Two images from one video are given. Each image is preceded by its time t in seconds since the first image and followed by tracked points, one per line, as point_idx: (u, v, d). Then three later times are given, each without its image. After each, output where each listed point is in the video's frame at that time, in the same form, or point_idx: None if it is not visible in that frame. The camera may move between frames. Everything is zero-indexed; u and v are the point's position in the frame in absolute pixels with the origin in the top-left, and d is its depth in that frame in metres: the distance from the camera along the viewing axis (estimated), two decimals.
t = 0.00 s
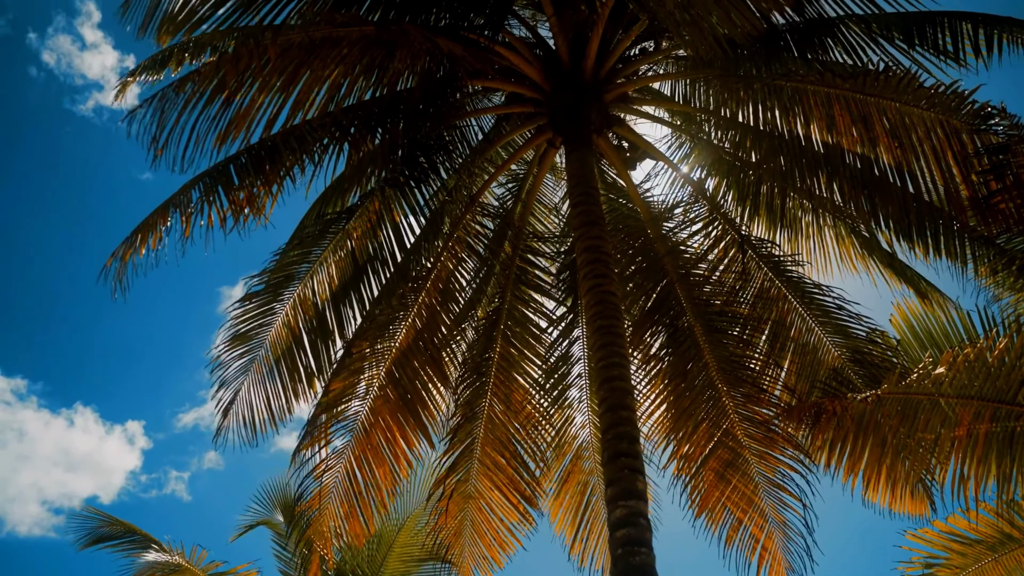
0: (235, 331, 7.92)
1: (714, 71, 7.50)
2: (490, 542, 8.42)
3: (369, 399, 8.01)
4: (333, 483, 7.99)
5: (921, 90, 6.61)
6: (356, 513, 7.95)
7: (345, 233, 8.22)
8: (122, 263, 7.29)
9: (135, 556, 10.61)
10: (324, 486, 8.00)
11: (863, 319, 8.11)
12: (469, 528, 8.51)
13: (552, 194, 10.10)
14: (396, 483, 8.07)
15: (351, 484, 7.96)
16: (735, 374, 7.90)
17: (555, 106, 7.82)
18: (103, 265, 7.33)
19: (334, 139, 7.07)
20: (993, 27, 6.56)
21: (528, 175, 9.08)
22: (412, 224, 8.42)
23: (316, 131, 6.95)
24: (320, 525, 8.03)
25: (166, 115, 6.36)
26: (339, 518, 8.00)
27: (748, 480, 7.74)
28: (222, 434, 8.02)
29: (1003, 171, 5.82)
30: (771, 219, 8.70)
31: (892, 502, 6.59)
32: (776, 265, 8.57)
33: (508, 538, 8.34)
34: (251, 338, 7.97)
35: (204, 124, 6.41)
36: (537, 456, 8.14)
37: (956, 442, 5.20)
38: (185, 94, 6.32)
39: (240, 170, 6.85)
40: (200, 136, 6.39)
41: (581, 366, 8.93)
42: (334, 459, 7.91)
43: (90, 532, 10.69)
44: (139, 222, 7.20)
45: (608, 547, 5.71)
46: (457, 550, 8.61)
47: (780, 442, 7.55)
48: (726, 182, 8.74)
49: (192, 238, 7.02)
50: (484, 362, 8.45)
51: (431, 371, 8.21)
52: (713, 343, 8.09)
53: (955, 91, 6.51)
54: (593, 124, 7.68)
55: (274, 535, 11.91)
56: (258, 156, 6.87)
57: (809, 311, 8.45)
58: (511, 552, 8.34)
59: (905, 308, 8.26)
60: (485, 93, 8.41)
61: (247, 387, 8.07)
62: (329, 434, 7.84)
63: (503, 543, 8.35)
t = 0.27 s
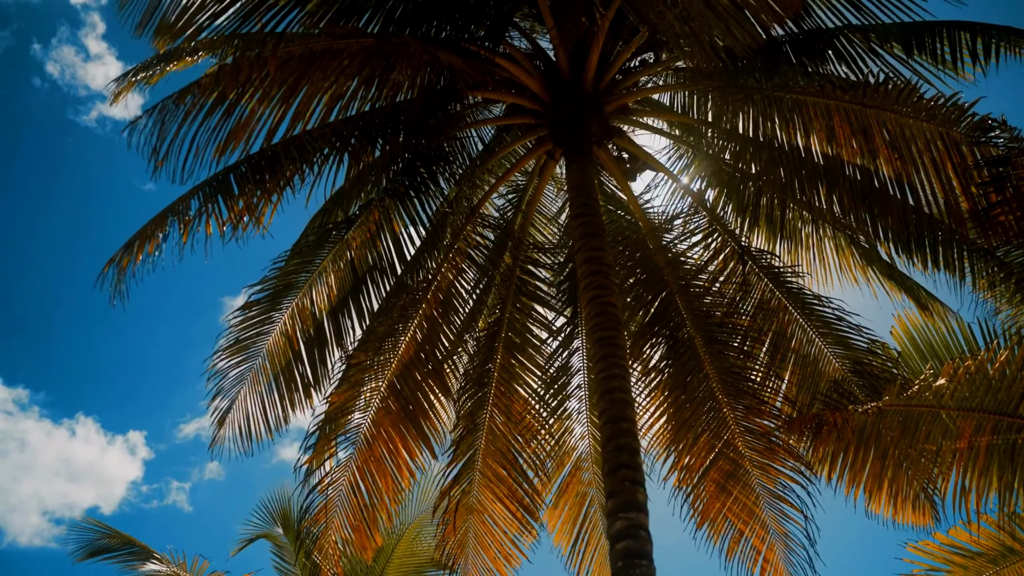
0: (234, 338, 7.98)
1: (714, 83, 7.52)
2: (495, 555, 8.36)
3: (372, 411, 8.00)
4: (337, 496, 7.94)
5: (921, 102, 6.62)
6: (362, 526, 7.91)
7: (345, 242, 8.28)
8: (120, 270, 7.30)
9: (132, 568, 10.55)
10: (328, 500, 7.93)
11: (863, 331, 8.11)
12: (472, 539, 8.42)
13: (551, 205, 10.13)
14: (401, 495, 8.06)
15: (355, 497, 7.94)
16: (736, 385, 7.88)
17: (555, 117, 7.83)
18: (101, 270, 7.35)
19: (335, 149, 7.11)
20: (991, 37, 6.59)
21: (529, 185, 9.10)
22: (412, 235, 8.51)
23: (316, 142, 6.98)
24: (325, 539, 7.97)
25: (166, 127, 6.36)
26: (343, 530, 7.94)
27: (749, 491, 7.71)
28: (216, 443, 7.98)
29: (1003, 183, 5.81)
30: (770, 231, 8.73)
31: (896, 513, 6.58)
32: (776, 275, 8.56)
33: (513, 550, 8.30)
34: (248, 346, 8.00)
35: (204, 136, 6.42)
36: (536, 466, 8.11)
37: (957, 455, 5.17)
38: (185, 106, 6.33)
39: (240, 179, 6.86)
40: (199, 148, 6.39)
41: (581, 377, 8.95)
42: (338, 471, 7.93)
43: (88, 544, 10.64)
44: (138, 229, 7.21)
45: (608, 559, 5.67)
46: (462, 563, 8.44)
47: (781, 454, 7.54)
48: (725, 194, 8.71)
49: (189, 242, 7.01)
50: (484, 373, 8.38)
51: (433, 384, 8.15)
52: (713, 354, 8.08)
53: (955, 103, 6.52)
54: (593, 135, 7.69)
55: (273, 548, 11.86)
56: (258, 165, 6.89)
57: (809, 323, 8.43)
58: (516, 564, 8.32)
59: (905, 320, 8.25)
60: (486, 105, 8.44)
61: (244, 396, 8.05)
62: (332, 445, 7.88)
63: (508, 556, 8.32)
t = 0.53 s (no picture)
0: (233, 345, 7.96)
1: (713, 90, 7.54)
2: (493, 564, 8.22)
3: (371, 418, 8.00)
4: (337, 504, 7.88)
5: (918, 109, 6.68)
6: (362, 534, 7.84)
7: (343, 249, 8.22)
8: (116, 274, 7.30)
9: None
10: (327, 508, 7.88)
11: (863, 338, 8.11)
12: (470, 548, 8.34)
13: (550, 212, 10.15)
14: (399, 503, 8.00)
15: (355, 506, 7.87)
16: (736, 393, 7.87)
17: (555, 125, 7.85)
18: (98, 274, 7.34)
19: (335, 156, 7.13)
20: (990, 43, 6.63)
21: (528, 194, 9.10)
22: (412, 242, 8.54)
23: (316, 149, 7.00)
24: (324, 547, 7.94)
25: (164, 136, 6.31)
26: (342, 539, 7.88)
27: (749, 499, 7.68)
28: (217, 451, 7.97)
29: (1001, 192, 5.82)
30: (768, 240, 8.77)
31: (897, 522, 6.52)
32: (776, 283, 8.61)
33: (511, 560, 8.14)
34: (248, 353, 7.98)
35: (202, 144, 6.41)
36: (533, 474, 8.12)
37: (958, 463, 5.15)
38: (184, 115, 6.27)
39: (239, 185, 6.85)
40: (197, 156, 6.40)
41: (580, 385, 8.84)
42: (337, 479, 7.86)
43: (87, 553, 10.62)
44: (135, 234, 7.20)
45: (608, 568, 5.64)
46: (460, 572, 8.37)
47: (782, 461, 7.50)
48: (724, 200, 8.54)
49: (187, 243, 6.99)
50: (484, 381, 8.42)
51: (433, 394, 8.14)
52: (713, 362, 8.09)
53: (953, 111, 6.56)
54: (592, 142, 7.70)
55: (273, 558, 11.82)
56: (258, 172, 6.89)
57: (809, 331, 8.46)
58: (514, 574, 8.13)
59: (905, 327, 8.24)
60: (486, 112, 8.47)
61: (245, 404, 8.07)
62: (331, 454, 7.81)
63: (506, 566, 8.15)
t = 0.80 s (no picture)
0: (237, 354, 7.92)
1: (713, 101, 7.57)
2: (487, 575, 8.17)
3: (368, 428, 7.94)
4: (332, 513, 7.84)
5: (918, 122, 6.70)
6: (356, 544, 7.73)
7: (345, 259, 8.24)
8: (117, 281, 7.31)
9: None
10: (322, 516, 7.84)
11: (865, 349, 8.08)
12: (466, 559, 8.24)
13: (549, 222, 10.14)
14: (395, 514, 7.90)
15: (351, 516, 7.81)
16: (736, 404, 7.88)
17: (556, 135, 7.86)
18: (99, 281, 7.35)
19: (336, 166, 7.15)
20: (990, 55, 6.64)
21: (528, 204, 9.10)
22: (411, 253, 8.49)
23: (317, 158, 7.02)
24: (317, 555, 7.78)
25: (162, 145, 6.34)
26: (337, 549, 7.77)
27: (749, 512, 7.64)
28: (217, 461, 7.91)
29: (1001, 204, 5.81)
30: (768, 250, 8.79)
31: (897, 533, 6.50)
32: (776, 294, 8.56)
33: (506, 572, 8.07)
34: (252, 362, 7.93)
35: (201, 153, 6.43)
36: (530, 485, 8.04)
37: (960, 473, 5.13)
38: (183, 124, 6.34)
39: (240, 194, 6.86)
40: (196, 164, 6.42)
41: (579, 396, 8.82)
42: (333, 488, 7.82)
43: (87, 563, 10.59)
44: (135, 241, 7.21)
45: None
46: None
47: (782, 473, 7.46)
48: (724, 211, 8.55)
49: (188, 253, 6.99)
50: (483, 391, 8.41)
51: (431, 402, 8.15)
52: (712, 372, 8.10)
53: (952, 123, 6.58)
54: (593, 153, 7.70)
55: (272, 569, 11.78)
56: (259, 181, 6.90)
57: (809, 341, 8.44)
58: None
59: (906, 337, 8.25)
60: (486, 122, 8.50)
61: (246, 415, 8.03)
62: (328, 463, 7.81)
63: None
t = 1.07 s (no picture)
0: (237, 366, 7.96)
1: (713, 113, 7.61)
2: None
3: (366, 438, 7.92)
4: (327, 522, 7.76)
5: (918, 135, 6.72)
6: (351, 554, 7.69)
7: (347, 269, 8.23)
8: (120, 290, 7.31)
9: None
10: (318, 525, 7.75)
11: (865, 362, 8.07)
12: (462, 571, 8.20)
13: (549, 233, 10.13)
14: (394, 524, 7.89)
15: (347, 525, 7.75)
16: (737, 416, 7.85)
17: (557, 147, 7.88)
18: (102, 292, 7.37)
19: (337, 176, 7.16)
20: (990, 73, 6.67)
21: (528, 216, 9.07)
22: (411, 264, 8.45)
23: (320, 169, 7.05)
24: (312, 563, 7.74)
25: (162, 154, 6.37)
26: (332, 558, 7.76)
27: (749, 525, 7.60)
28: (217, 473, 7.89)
29: (1001, 216, 5.80)
30: (768, 263, 8.81)
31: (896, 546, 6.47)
32: (776, 306, 8.58)
33: None
34: (250, 374, 7.99)
35: (200, 163, 6.45)
36: (529, 496, 8.06)
37: (962, 484, 5.10)
38: (183, 135, 6.34)
39: (243, 205, 6.86)
40: (195, 174, 6.43)
41: (579, 407, 8.86)
42: (330, 497, 7.76)
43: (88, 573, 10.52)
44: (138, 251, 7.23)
45: None
46: None
47: (782, 486, 7.45)
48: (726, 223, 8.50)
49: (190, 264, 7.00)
50: (482, 403, 8.38)
51: (428, 413, 8.13)
52: (713, 385, 8.08)
53: (951, 136, 6.59)
54: (594, 165, 7.70)
55: None
56: (261, 191, 6.91)
57: (809, 353, 8.44)
58: None
59: (908, 348, 8.22)
60: (487, 133, 8.54)
61: (245, 427, 7.98)
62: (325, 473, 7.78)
63: None
